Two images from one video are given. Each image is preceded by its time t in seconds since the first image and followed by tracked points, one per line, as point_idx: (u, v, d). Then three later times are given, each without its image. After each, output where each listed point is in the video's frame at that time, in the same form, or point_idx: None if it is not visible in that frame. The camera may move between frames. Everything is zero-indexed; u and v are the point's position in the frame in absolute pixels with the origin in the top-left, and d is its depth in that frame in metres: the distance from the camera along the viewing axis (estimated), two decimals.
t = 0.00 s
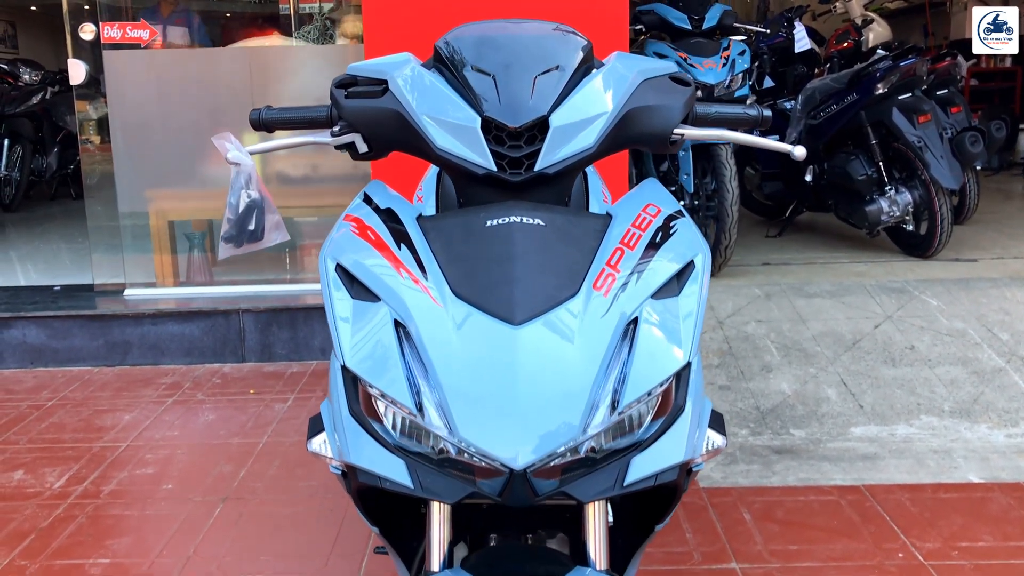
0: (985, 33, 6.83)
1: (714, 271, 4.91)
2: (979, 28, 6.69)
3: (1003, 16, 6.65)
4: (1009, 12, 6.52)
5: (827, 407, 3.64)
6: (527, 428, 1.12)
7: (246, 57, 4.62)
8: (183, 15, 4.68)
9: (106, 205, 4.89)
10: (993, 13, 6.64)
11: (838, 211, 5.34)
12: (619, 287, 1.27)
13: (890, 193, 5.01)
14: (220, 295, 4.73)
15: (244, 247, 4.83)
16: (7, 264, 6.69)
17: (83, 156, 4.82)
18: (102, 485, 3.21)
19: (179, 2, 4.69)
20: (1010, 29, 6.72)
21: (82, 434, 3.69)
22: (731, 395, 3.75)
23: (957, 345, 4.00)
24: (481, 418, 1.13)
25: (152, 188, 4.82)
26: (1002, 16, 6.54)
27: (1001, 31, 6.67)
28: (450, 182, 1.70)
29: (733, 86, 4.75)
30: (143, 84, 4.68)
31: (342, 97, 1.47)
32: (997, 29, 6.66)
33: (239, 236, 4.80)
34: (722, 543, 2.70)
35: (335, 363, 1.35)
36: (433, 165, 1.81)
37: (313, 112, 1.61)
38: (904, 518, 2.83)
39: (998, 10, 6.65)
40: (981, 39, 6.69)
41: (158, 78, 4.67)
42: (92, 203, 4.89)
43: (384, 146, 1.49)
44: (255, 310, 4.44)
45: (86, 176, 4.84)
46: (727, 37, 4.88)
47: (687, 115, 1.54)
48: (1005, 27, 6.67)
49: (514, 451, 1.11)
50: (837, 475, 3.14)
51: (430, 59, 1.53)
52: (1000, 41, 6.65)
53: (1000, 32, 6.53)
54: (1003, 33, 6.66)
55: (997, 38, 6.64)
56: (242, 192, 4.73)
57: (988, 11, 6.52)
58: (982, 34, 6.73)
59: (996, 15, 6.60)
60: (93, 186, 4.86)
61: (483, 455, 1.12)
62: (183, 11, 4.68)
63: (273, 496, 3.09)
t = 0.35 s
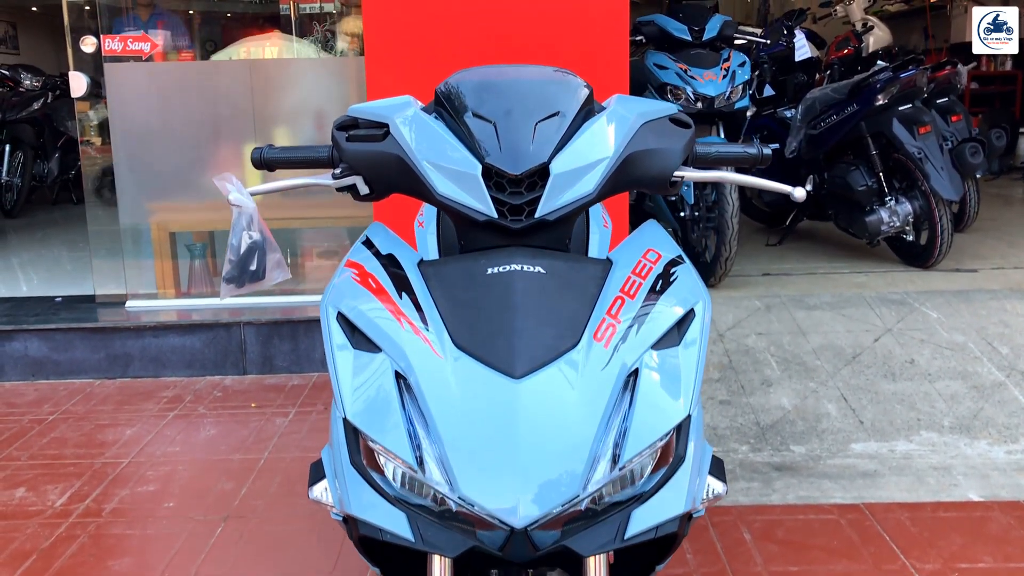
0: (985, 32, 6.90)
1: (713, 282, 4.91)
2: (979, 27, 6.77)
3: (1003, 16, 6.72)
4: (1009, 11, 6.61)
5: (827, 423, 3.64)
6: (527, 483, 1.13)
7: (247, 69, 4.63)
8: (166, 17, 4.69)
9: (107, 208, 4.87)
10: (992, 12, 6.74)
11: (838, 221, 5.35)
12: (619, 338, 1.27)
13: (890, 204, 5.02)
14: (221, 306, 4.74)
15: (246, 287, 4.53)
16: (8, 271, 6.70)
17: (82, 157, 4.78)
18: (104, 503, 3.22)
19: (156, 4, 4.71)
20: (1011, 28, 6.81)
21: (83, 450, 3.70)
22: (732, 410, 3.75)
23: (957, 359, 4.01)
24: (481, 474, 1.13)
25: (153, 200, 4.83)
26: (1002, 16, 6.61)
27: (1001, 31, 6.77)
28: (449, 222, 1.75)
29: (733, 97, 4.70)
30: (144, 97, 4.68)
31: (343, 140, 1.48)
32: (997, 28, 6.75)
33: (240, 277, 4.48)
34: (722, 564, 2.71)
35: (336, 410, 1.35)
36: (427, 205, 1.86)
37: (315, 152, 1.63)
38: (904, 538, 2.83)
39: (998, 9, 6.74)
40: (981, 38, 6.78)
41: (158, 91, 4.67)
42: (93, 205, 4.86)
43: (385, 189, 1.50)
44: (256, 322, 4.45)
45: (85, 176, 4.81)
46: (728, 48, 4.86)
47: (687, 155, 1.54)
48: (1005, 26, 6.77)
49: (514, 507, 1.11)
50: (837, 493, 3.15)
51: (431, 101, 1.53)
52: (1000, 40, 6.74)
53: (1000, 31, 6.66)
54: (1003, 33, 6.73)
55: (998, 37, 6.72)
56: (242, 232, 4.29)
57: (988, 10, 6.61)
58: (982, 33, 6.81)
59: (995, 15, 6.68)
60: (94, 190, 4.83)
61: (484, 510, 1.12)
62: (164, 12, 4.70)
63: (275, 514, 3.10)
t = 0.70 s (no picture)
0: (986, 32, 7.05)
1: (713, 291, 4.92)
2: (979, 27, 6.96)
3: (1003, 16, 6.86)
4: (1009, 11, 6.80)
5: (826, 434, 3.65)
6: (525, 515, 1.13)
7: (246, 78, 4.64)
8: (160, 20, 4.72)
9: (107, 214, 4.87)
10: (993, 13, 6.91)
11: (837, 229, 5.36)
12: (617, 367, 1.28)
13: (889, 212, 5.02)
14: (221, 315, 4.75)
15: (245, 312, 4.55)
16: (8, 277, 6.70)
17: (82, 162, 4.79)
18: (104, 516, 3.23)
19: (149, 6, 4.73)
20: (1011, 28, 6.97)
21: (83, 461, 3.70)
22: (731, 421, 3.76)
23: (955, 369, 4.01)
24: (480, 505, 1.14)
25: (153, 210, 4.84)
26: (1002, 16, 6.77)
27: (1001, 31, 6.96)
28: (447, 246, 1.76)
29: (732, 106, 4.68)
30: (144, 107, 4.69)
31: (342, 166, 1.48)
32: (997, 28, 6.92)
33: (240, 302, 4.50)
34: None
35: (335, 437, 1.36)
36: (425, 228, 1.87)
37: (313, 176, 1.65)
38: (903, 552, 2.84)
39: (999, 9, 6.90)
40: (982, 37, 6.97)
41: (158, 101, 4.68)
42: (92, 212, 4.87)
43: (384, 215, 1.50)
44: (256, 331, 4.46)
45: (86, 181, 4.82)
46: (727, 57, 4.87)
47: (686, 181, 1.55)
48: (1005, 26, 6.92)
49: (513, 539, 1.12)
50: (836, 505, 3.15)
51: (430, 127, 1.54)
52: (1000, 40, 6.93)
53: (1000, 32, 6.82)
54: (1003, 33, 6.90)
55: (998, 37, 6.88)
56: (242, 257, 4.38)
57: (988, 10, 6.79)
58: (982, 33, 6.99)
59: (995, 15, 6.84)
60: (94, 197, 4.84)
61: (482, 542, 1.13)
62: (158, 15, 4.73)
63: (275, 527, 3.10)
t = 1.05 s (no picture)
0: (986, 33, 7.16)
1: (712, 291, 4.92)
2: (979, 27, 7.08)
3: (1003, 16, 6.99)
4: (1009, 11, 6.97)
5: (825, 431, 3.65)
6: (522, 497, 1.14)
7: (246, 78, 4.65)
8: (166, 16, 4.75)
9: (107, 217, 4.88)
10: (992, 13, 7.04)
11: (837, 229, 5.37)
12: (614, 351, 1.29)
13: (888, 212, 5.03)
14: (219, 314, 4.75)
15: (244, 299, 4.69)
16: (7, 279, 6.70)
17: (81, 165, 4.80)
18: (102, 513, 3.22)
19: (155, 3, 4.76)
20: (1011, 28, 7.07)
21: (82, 459, 3.70)
22: (729, 418, 3.76)
23: (954, 367, 4.02)
24: (477, 487, 1.14)
25: (152, 209, 4.85)
26: (1002, 15, 6.93)
27: (1001, 31, 7.07)
28: (445, 236, 1.75)
29: (730, 107, 4.70)
30: (143, 106, 4.70)
31: (340, 154, 1.49)
32: (997, 28, 7.04)
33: (238, 290, 4.67)
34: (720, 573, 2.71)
35: (332, 423, 1.36)
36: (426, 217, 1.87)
37: (311, 165, 1.65)
38: (902, 547, 2.84)
39: (998, 10, 7.04)
40: (981, 38, 7.08)
41: (158, 100, 4.69)
42: (92, 215, 4.87)
43: (382, 203, 1.51)
44: (255, 330, 4.46)
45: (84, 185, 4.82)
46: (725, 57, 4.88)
47: (683, 169, 1.56)
48: (1005, 26, 7.04)
49: (510, 520, 1.12)
50: (834, 502, 3.15)
51: (428, 116, 1.55)
52: (1000, 40, 7.04)
53: (1000, 31, 6.98)
54: (1003, 33, 7.04)
55: (997, 37, 7.02)
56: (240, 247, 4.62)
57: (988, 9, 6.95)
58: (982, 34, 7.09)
59: (996, 15, 6.99)
60: (94, 199, 4.84)
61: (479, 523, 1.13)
62: (164, 12, 4.76)
63: (273, 523, 3.10)
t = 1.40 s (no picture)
0: (986, 32, 7.18)
1: (712, 285, 4.92)
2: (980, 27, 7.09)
3: (1003, 16, 7.02)
4: (1009, 11, 7.00)
5: (825, 422, 3.64)
6: (520, 457, 1.13)
7: (245, 71, 4.64)
8: (178, 13, 4.70)
9: (105, 217, 4.90)
10: (992, 13, 7.06)
11: (836, 224, 5.36)
12: (613, 315, 1.28)
13: (887, 206, 5.01)
14: (217, 308, 4.73)
15: (240, 272, 4.82)
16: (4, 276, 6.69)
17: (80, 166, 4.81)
18: (99, 502, 3.21)
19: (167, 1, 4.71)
20: (1010, 28, 7.09)
21: (79, 450, 3.69)
22: (729, 410, 3.75)
23: (954, 359, 4.01)
24: (474, 448, 1.14)
25: (150, 203, 4.83)
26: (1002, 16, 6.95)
27: (1001, 31, 7.09)
28: (445, 207, 1.73)
29: (730, 100, 4.67)
30: (142, 99, 4.69)
31: (337, 124, 1.48)
32: (997, 28, 7.06)
33: (235, 262, 4.82)
34: (720, 560, 2.70)
35: (330, 390, 1.35)
36: (428, 191, 1.86)
37: (308, 137, 1.67)
38: (902, 535, 2.83)
39: (998, 10, 7.06)
40: (982, 38, 7.09)
41: (156, 93, 4.68)
42: (92, 214, 4.90)
43: (381, 173, 1.50)
44: (253, 324, 4.44)
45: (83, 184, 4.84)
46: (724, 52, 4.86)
47: (682, 141, 1.55)
48: (1005, 26, 7.06)
49: (508, 481, 1.11)
50: (835, 491, 3.14)
51: (426, 85, 1.54)
52: (1000, 40, 7.07)
53: (1000, 32, 7.01)
54: (1003, 33, 7.06)
55: (998, 37, 7.05)
56: (240, 216, 4.77)
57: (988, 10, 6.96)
58: (982, 33, 7.11)
59: (996, 15, 7.01)
60: (92, 198, 4.86)
61: (476, 484, 1.12)
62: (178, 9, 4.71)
63: (271, 512, 3.09)
